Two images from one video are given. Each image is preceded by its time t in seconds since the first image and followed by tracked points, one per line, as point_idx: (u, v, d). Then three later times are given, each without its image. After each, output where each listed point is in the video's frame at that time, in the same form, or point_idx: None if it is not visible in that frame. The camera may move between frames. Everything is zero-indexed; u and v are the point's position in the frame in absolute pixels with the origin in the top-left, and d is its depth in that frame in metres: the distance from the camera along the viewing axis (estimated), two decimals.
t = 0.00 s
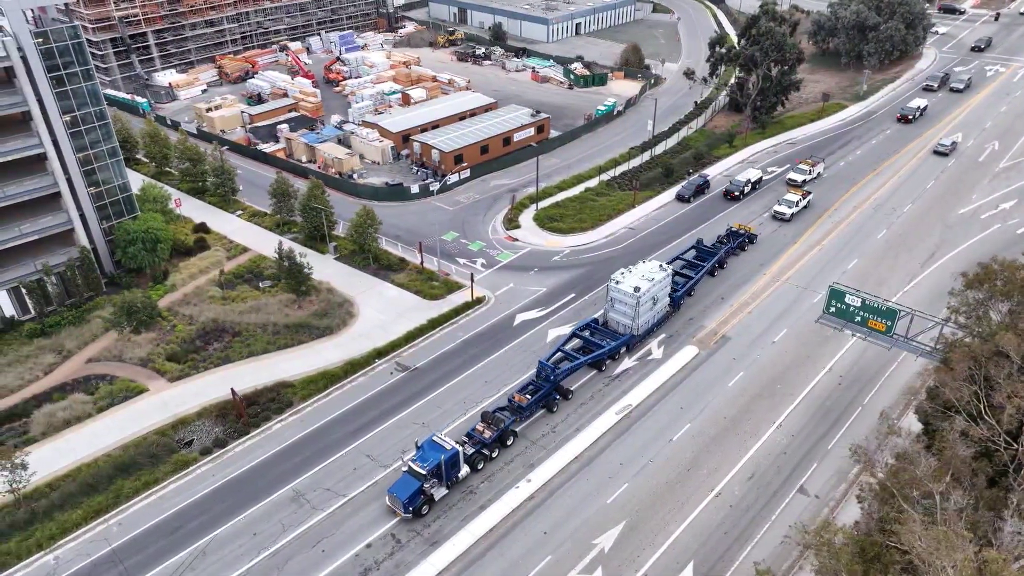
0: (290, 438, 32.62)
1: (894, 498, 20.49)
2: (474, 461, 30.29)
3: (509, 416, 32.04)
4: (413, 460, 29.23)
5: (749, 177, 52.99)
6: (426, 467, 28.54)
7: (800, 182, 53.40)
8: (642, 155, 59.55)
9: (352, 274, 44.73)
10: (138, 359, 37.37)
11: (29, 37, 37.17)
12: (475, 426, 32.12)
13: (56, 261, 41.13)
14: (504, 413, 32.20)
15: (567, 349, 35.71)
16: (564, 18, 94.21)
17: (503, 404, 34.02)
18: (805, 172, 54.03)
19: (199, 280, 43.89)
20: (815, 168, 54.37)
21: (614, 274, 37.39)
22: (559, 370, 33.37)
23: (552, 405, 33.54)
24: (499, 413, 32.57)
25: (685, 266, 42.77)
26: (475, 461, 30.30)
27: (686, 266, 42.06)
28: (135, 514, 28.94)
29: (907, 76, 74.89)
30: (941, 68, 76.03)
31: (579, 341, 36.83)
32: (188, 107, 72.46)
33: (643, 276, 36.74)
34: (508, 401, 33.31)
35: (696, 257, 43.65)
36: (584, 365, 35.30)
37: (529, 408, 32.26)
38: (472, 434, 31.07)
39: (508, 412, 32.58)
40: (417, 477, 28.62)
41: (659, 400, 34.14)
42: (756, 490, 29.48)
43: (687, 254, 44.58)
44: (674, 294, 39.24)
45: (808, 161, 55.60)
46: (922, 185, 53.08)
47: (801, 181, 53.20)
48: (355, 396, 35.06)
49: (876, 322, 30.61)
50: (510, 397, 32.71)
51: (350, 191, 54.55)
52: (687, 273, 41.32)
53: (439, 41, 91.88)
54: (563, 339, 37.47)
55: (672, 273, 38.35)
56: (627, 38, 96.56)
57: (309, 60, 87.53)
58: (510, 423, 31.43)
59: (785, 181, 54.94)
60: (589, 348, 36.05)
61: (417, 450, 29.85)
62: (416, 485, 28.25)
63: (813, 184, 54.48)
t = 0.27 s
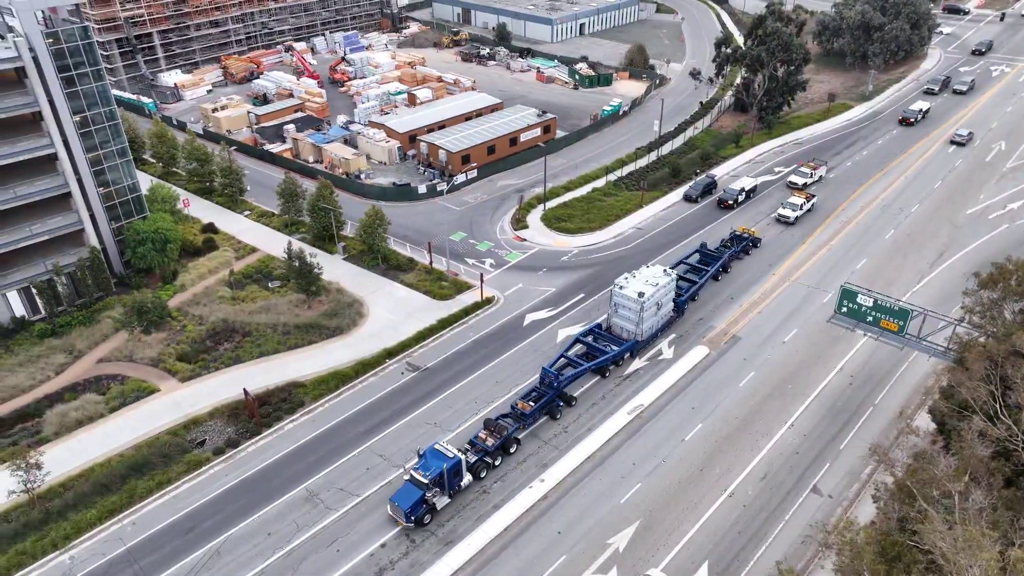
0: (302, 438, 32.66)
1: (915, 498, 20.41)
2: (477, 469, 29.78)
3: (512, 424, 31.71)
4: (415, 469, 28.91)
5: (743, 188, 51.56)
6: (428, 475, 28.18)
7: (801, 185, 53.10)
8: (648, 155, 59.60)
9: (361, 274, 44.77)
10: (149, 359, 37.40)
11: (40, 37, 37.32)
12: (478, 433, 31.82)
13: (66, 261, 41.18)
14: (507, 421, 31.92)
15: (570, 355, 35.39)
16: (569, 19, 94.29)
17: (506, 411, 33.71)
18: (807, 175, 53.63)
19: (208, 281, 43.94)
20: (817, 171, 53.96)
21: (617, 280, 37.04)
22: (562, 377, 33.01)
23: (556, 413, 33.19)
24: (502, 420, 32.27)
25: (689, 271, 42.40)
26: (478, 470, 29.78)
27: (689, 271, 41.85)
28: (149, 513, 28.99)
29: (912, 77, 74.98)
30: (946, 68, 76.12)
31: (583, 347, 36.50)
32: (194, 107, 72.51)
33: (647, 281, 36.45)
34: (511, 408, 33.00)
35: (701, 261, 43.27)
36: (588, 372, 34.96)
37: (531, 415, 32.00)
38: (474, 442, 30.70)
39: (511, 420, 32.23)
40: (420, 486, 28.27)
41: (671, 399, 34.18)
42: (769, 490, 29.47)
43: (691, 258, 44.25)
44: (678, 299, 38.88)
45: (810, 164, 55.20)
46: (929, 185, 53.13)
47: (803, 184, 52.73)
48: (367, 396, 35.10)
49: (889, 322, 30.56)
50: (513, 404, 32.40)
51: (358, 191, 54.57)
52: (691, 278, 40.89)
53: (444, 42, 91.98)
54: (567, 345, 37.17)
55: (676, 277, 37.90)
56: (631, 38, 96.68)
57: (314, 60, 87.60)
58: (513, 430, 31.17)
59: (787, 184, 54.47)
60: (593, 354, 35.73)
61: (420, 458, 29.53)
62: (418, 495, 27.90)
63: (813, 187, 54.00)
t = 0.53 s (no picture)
0: (314, 437, 32.74)
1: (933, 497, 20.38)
2: (478, 477, 29.48)
3: (515, 430, 31.37)
4: (417, 476, 28.49)
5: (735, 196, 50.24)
6: (429, 483, 27.78)
7: (802, 188, 52.76)
8: (654, 155, 59.67)
9: (369, 273, 44.83)
10: (160, 358, 37.49)
11: (52, 38, 37.47)
12: (480, 439, 31.46)
13: (77, 260, 41.28)
14: (510, 427, 31.57)
15: (573, 360, 35.25)
16: (572, 19, 94.32)
17: (509, 416, 33.43)
18: (807, 178, 53.28)
19: (217, 280, 44.02)
20: (818, 174, 53.57)
21: (620, 284, 37.04)
22: (565, 382, 32.86)
23: (559, 419, 32.95)
24: (504, 426, 31.94)
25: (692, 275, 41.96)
26: (480, 477, 29.56)
27: (692, 275, 41.55)
28: (163, 512, 29.07)
29: (917, 77, 75.03)
30: (951, 68, 76.15)
31: (586, 353, 36.35)
32: (199, 107, 72.59)
33: (650, 285, 36.33)
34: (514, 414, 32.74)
35: (704, 265, 42.78)
36: (591, 377, 34.79)
37: (534, 421, 31.72)
38: (476, 449, 30.38)
39: (514, 426, 31.95)
40: (421, 494, 27.81)
41: (682, 398, 34.24)
42: (781, 489, 29.51)
43: (694, 262, 43.80)
44: (681, 304, 38.71)
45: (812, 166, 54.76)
46: (936, 185, 53.16)
47: (804, 187, 52.36)
48: (378, 395, 35.19)
49: (899, 322, 30.55)
50: (516, 410, 32.16)
51: (365, 191, 54.65)
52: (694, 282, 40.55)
53: (448, 42, 92.06)
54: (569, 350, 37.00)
55: (679, 282, 37.83)
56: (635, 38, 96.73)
57: (318, 60, 87.69)
58: (516, 437, 30.83)
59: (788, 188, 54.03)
60: (596, 359, 35.61)
61: (421, 466, 29.11)
62: (419, 502, 27.43)
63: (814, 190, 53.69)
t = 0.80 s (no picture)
0: (326, 435, 32.87)
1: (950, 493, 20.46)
2: (480, 483, 29.30)
3: (516, 436, 30.90)
4: (417, 482, 28.32)
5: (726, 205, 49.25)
6: (430, 490, 27.60)
7: (801, 190, 52.50)
8: (660, 154, 59.83)
9: (377, 272, 44.95)
10: (170, 356, 37.63)
11: (63, 38, 37.69)
12: (481, 445, 31.09)
13: (87, 259, 41.45)
14: (511, 432, 31.15)
15: (575, 364, 34.82)
16: (576, 19, 94.43)
17: (509, 422, 33.03)
18: (807, 180, 53.05)
19: (226, 279, 44.18)
20: (817, 176, 53.30)
21: (622, 288, 36.66)
22: (568, 387, 32.44)
23: (561, 423, 32.58)
24: (505, 431, 31.42)
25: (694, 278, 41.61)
26: (481, 483, 29.34)
27: (694, 279, 41.23)
28: (177, 509, 29.24)
29: (921, 77, 75.15)
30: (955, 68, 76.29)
31: (588, 357, 35.91)
32: (204, 107, 72.74)
33: (652, 288, 36.09)
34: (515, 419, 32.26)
35: (706, 268, 42.55)
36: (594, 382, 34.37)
37: (536, 426, 31.21)
38: (478, 454, 30.09)
39: (515, 431, 31.37)
40: (422, 500, 27.64)
41: (692, 396, 34.38)
42: (791, 486, 29.62)
43: (696, 265, 43.50)
44: (684, 306, 38.41)
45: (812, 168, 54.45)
46: (941, 184, 53.27)
47: (803, 189, 52.25)
48: (388, 393, 35.34)
49: (909, 320, 30.61)
50: (517, 415, 31.67)
51: (372, 191, 54.81)
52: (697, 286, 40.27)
53: (452, 42, 92.23)
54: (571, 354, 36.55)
55: (681, 285, 37.52)
56: (639, 38, 96.88)
57: (323, 60, 87.86)
58: (517, 442, 30.35)
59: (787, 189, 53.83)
60: (598, 363, 35.23)
61: (422, 471, 28.94)
62: (420, 509, 27.24)
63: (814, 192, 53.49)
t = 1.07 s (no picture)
0: (337, 431, 33.09)
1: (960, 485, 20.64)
2: (480, 487, 29.07)
3: (517, 439, 30.84)
4: (417, 487, 28.05)
5: (715, 213, 48.27)
6: (430, 494, 27.34)
7: (799, 192, 52.41)
8: (664, 153, 60.04)
9: (384, 271, 45.16)
10: (180, 354, 37.83)
11: (74, 37, 37.91)
12: (481, 449, 31.02)
13: (96, 258, 41.66)
14: (512, 436, 31.04)
15: (576, 367, 34.65)
16: (579, 18, 94.67)
17: (510, 425, 32.91)
18: (804, 181, 52.95)
19: (234, 277, 44.39)
20: (815, 178, 53.16)
21: (623, 290, 36.37)
22: (568, 391, 32.26)
23: (562, 427, 32.40)
24: (506, 435, 31.41)
25: (695, 280, 41.50)
26: (481, 487, 29.09)
27: (695, 281, 41.07)
28: (190, 505, 29.45)
29: (924, 76, 75.41)
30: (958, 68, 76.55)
31: (589, 360, 35.71)
32: (210, 106, 72.96)
33: (653, 291, 35.82)
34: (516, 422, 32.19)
35: (707, 270, 42.45)
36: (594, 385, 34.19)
37: (537, 430, 31.18)
38: (478, 458, 29.95)
39: (515, 434, 31.40)
40: (422, 505, 27.38)
41: (700, 393, 34.60)
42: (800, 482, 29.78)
43: (697, 267, 43.38)
44: (685, 308, 38.13)
45: (810, 170, 54.35)
46: (946, 183, 53.47)
47: (801, 191, 52.22)
48: (398, 389, 35.56)
49: (916, 317, 30.77)
50: (518, 419, 31.64)
51: (378, 189, 55.06)
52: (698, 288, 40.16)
53: (455, 42, 92.50)
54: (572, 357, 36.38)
55: (683, 288, 37.23)
56: (641, 38, 97.09)
57: (327, 60, 88.07)
58: (518, 446, 30.29)
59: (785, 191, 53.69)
60: (599, 366, 35.02)
61: (422, 475, 28.68)
62: (420, 513, 26.99)
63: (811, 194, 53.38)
